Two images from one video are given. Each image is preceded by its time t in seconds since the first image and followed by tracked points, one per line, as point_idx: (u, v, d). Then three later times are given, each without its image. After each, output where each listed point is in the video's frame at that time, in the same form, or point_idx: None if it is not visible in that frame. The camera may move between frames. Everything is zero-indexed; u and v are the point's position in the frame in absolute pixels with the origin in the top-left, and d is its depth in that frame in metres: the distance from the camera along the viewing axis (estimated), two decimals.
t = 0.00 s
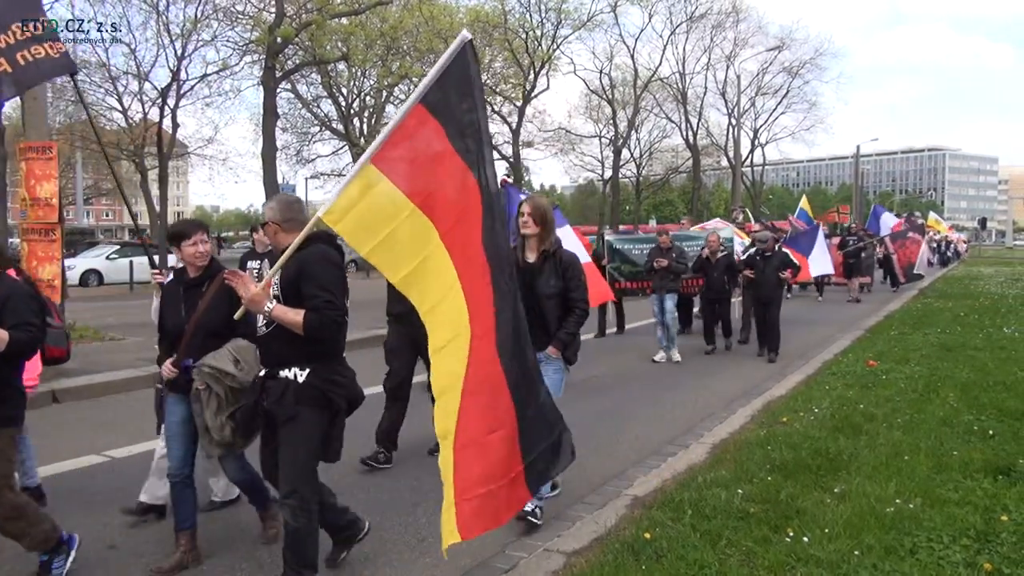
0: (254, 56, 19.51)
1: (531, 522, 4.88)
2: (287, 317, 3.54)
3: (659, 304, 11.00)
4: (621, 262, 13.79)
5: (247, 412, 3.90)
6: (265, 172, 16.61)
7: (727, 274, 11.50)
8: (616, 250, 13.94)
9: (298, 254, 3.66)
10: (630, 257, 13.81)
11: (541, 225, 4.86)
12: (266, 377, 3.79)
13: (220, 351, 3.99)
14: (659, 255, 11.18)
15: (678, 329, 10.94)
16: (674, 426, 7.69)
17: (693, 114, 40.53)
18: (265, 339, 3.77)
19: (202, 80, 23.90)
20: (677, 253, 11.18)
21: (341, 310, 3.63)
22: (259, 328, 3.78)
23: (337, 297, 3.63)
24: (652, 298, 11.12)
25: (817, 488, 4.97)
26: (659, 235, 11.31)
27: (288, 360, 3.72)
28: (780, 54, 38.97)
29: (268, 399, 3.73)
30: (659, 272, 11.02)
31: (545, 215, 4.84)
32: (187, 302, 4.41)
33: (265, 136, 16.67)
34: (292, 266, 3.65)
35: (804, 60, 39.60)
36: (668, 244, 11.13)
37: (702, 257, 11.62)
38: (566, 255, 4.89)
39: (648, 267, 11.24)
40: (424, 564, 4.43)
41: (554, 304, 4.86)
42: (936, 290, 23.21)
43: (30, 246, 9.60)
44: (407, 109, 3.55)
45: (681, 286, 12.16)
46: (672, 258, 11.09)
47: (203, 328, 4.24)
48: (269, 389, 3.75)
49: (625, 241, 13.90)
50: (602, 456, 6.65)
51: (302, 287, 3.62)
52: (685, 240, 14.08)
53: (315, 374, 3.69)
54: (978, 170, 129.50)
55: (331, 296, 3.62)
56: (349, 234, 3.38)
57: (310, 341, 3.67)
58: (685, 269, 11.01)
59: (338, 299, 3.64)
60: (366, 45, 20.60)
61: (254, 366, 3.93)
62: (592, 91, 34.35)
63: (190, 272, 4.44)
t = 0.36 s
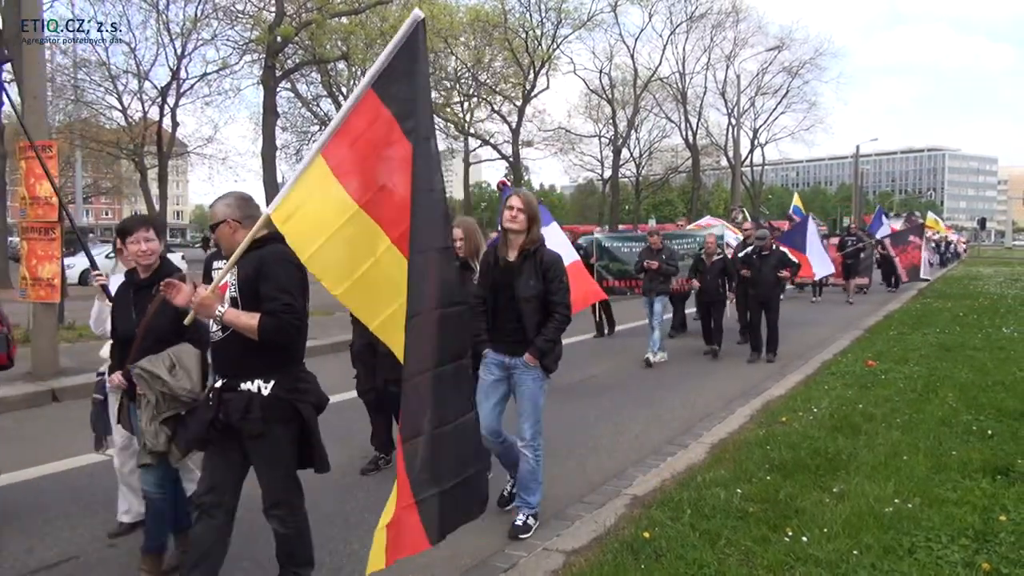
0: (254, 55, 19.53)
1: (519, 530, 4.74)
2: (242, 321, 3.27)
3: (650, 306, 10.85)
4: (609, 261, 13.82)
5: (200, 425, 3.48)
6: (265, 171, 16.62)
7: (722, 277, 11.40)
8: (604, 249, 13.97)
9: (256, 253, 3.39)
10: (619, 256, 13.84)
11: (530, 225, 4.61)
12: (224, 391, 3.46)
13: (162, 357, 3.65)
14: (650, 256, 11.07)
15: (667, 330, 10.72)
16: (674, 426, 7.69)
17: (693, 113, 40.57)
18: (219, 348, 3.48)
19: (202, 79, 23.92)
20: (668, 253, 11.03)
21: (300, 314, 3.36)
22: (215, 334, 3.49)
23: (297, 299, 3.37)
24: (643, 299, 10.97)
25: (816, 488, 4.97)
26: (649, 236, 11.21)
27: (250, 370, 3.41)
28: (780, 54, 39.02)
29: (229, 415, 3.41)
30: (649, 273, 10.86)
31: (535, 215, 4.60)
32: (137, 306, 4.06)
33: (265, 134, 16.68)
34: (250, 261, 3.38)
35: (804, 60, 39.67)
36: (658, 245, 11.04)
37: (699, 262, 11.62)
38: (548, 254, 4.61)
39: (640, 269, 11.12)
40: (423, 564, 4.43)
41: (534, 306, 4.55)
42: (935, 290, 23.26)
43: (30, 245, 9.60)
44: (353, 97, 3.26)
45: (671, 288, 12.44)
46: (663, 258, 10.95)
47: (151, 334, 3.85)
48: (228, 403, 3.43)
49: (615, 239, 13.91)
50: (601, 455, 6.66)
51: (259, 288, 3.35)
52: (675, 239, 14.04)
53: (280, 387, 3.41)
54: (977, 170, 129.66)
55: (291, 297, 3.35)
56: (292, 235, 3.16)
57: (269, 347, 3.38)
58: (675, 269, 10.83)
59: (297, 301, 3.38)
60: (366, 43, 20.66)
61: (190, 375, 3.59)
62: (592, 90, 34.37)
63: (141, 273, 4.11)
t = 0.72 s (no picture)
0: (254, 53, 19.50)
1: (518, 531, 4.73)
2: (175, 322, 3.16)
3: (640, 307, 10.83)
4: (603, 262, 13.88)
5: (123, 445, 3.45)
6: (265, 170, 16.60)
7: (718, 277, 11.29)
8: (598, 250, 14.03)
9: (190, 250, 3.32)
10: (612, 257, 13.94)
11: (485, 231, 4.43)
12: (149, 400, 3.32)
13: (83, 375, 3.62)
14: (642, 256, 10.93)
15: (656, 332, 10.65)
16: (673, 425, 7.72)
17: (693, 113, 40.59)
18: (147, 353, 3.32)
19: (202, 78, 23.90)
20: (660, 253, 10.92)
21: (236, 312, 3.28)
22: (141, 337, 3.35)
23: (234, 295, 3.29)
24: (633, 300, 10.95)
25: (815, 488, 4.98)
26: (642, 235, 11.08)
27: (182, 376, 3.30)
28: (780, 54, 39.05)
29: (157, 427, 3.28)
30: (640, 273, 10.84)
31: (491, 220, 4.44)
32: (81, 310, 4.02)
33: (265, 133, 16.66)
34: (183, 257, 3.30)
35: (804, 61, 39.72)
36: (650, 244, 10.87)
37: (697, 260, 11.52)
38: (509, 260, 4.43)
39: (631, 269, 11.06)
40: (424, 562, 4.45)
41: (499, 317, 4.37)
42: (933, 290, 23.32)
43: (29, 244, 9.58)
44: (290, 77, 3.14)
45: (665, 288, 12.49)
46: (655, 258, 10.87)
47: (81, 348, 3.80)
48: (156, 415, 3.30)
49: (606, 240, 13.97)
50: (600, 455, 6.67)
51: (193, 285, 3.27)
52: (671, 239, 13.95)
53: (213, 398, 3.31)
54: (977, 171, 129.80)
55: (227, 296, 3.27)
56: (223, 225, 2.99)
57: (205, 349, 3.28)
58: (668, 270, 10.80)
59: (235, 299, 3.30)
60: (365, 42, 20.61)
61: (103, 403, 3.56)
62: (591, 90, 34.35)
63: (90, 275, 4.05)
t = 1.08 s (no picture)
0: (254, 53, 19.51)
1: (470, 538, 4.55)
2: (99, 335, 3.02)
3: (630, 310, 10.52)
4: (595, 259, 13.49)
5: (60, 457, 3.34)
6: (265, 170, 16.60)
7: (713, 278, 11.29)
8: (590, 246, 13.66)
9: (116, 256, 3.17)
10: (605, 253, 13.55)
11: (430, 216, 3.99)
12: (79, 413, 3.19)
13: (8, 381, 3.47)
14: (631, 258, 10.74)
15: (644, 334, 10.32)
16: (673, 425, 7.72)
17: (693, 113, 40.57)
18: (75, 365, 3.20)
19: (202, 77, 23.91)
20: (649, 255, 10.71)
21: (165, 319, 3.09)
22: (68, 350, 3.22)
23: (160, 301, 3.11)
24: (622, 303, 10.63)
25: (815, 488, 4.99)
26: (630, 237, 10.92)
27: (109, 387, 3.15)
28: (780, 54, 39.06)
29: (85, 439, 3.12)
30: (629, 276, 10.50)
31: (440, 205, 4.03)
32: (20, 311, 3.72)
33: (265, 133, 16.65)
34: (108, 262, 3.17)
35: (804, 61, 39.73)
36: (639, 246, 10.73)
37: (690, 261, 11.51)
38: (461, 251, 4.03)
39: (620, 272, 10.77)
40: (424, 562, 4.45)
41: (449, 309, 3.97)
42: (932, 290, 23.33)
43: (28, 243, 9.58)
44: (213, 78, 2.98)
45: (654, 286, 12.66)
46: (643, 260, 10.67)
47: (19, 354, 3.65)
48: (87, 426, 3.14)
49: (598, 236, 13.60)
50: (600, 455, 6.66)
51: (116, 292, 3.11)
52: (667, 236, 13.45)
53: (144, 406, 3.13)
54: (977, 171, 129.79)
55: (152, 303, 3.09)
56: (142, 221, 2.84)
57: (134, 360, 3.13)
58: (657, 272, 10.51)
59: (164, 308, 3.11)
60: (365, 42, 20.58)
61: (18, 410, 3.39)
62: (591, 90, 34.32)
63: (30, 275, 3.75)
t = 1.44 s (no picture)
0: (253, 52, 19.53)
1: (405, 559, 4.34)
2: None
3: (615, 309, 10.28)
4: (586, 259, 12.52)
5: None
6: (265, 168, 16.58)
7: (702, 276, 10.95)
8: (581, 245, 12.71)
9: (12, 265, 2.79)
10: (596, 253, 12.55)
11: (385, 221, 3.75)
12: None
13: None
14: (615, 255, 10.42)
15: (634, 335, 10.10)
16: (675, 423, 7.72)
17: (693, 111, 40.56)
18: None
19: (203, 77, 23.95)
20: (634, 252, 10.39)
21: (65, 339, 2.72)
22: None
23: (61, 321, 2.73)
24: (607, 301, 10.39)
25: (816, 486, 4.99)
26: (614, 235, 10.58)
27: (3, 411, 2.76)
28: (780, 52, 39.04)
29: None
30: (614, 273, 10.23)
31: (401, 209, 3.80)
32: None
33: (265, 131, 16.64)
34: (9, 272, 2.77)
35: (804, 59, 39.71)
36: (624, 243, 10.40)
37: (676, 261, 11.17)
38: (417, 262, 3.82)
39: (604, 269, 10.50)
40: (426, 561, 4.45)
41: (397, 322, 3.79)
42: (932, 289, 23.32)
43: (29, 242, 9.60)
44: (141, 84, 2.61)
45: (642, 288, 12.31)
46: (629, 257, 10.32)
47: None
48: None
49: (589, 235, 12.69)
50: (601, 454, 6.66)
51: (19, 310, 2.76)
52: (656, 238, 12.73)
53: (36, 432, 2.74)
54: (977, 169, 129.76)
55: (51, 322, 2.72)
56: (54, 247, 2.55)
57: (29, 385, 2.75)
58: (642, 269, 10.23)
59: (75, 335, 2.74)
60: (365, 41, 20.50)
61: None
62: (592, 88, 34.34)
63: None
